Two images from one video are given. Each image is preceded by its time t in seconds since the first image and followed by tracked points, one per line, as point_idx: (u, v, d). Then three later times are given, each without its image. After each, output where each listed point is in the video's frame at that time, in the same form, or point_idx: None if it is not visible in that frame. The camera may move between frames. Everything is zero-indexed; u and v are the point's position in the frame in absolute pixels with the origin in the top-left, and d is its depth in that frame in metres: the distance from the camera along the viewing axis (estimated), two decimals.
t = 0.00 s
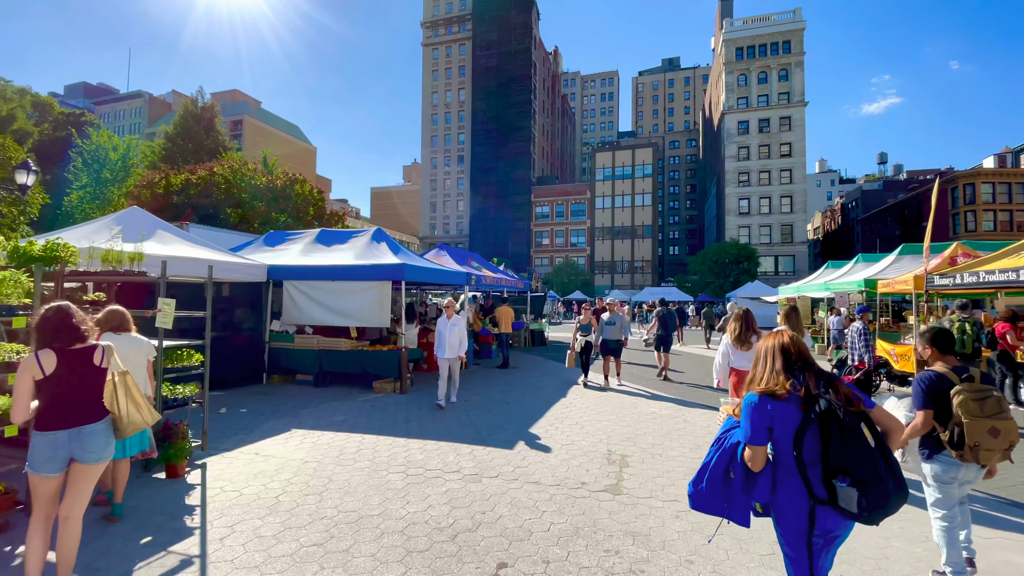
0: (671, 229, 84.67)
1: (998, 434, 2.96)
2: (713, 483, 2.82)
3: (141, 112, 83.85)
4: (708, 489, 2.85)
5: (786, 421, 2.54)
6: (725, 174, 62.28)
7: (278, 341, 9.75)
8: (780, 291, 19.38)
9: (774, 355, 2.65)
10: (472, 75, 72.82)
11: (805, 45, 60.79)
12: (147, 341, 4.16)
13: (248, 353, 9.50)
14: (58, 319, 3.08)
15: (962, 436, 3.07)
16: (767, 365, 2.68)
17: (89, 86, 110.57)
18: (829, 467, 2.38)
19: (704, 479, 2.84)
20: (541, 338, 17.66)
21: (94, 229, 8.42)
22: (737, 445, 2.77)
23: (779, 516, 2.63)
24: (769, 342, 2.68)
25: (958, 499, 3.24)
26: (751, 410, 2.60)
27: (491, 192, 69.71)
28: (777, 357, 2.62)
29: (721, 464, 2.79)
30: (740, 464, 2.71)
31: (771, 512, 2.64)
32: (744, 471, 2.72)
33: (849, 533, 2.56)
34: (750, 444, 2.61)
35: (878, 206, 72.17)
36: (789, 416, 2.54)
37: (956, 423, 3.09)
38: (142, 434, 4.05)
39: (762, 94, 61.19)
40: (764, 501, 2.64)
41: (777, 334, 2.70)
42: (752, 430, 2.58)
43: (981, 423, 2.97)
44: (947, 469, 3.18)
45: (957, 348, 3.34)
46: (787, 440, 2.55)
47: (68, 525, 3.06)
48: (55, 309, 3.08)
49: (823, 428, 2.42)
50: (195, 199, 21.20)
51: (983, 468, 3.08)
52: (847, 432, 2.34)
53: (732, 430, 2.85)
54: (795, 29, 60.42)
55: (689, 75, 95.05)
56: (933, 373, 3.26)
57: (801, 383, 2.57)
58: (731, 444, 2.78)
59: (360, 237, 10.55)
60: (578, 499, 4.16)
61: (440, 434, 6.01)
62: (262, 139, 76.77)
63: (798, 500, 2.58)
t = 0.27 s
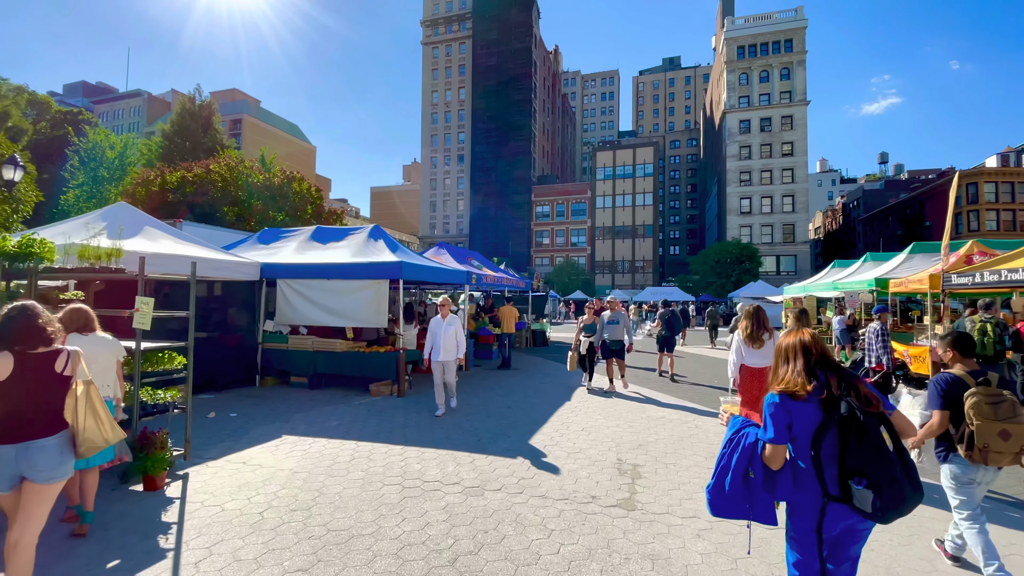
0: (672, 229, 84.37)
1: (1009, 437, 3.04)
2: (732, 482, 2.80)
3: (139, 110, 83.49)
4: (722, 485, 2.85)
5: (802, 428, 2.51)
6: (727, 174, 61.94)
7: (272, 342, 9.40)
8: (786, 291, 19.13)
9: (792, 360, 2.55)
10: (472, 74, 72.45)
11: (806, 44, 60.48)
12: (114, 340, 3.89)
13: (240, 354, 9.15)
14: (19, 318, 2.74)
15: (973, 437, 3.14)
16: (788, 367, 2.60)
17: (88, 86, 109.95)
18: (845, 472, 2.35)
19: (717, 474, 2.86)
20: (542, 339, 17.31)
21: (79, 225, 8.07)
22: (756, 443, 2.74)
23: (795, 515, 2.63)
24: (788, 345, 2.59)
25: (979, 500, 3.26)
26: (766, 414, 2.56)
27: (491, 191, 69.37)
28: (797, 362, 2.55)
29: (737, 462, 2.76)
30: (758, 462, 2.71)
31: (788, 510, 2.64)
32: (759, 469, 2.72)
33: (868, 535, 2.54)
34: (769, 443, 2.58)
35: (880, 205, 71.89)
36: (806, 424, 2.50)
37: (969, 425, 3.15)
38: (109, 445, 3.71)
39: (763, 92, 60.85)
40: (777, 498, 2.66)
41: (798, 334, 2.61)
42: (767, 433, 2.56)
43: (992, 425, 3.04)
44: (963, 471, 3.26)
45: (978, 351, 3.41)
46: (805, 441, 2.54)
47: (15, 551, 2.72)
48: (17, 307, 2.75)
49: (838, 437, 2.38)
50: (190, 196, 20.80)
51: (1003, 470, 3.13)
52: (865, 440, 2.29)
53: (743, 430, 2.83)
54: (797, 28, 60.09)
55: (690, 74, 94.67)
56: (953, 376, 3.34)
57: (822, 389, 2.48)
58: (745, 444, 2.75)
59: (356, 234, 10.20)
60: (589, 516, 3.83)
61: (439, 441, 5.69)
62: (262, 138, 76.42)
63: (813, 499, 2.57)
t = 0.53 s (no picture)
0: (672, 228, 84.02)
1: None
2: (757, 483, 2.55)
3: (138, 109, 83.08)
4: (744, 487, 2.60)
5: (842, 419, 2.39)
6: (728, 173, 61.53)
7: (265, 343, 9.05)
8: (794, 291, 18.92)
9: (824, 353, 2.47)
10: (472, 73, 72.02)
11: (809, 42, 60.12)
12: (79, 341, 3.57)
13: (231, 356, 8.79)
14: None
15: (1003, 430, 3.10)
16: (815, 365, 2.53)
17: (87, 85, 109.39)
18: (898, 463, 2.20)
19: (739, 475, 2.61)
20: (545, 339, 16.94)
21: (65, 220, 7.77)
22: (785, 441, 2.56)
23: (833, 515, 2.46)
24: (817, 337, 2.52)
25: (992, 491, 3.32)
26: (804, 409, 2.42)
27: (491, 191, 69.00)
28: (828, 354, 2.48)
29: (763, 458, 2.53)
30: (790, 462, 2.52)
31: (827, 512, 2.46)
32: (786, 467, 2.51)
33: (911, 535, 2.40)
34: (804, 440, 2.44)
35: (881, 205, 71.53)
36: (846, 416, 2.39)
37: (999, 418, 3.10)
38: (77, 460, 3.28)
39: (765, 91, 60.45)
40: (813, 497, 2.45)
41: (819, 326, 2.57)
42: (805, 427, 2.42)
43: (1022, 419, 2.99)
44: (988, 466, 3.22)
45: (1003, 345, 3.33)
46: (843, 435, 2.41)
47: None
48: None
49: (886, 426, 2.26)
50: (186, 194, 20.44)
51: None
52: (918, 425, 2.18)
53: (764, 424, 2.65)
54: (799, 26, 59.73)
55: (691, 73, 94.25)
56: (979, 369, 3.20)
57: (857, 380, 2.42)
58: (771, 440, 2.53)
59: (354, 231, 9.84)
60: (605, 537, 3.48)
61: (439, 450, 5.34)
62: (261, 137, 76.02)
63: (856, 498, 2.41)
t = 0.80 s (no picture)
0: (673, 228, 83.65)
1: None
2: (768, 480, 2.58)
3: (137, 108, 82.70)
4: (756, 487, 2.62)
5: (861, 426, 2.39)
6: (730, 172, 61.11)
7: (257, 345, 8.66)
8: (803, 290, 18.60)
9: (844, 358, 2.45)
10: (472, 71, 71.56)
11: (811, 41, 59.73)
12: (30, 347, 3.42)
13: (221, 359, 8.47)
14: None
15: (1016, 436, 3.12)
16: (832, 374, 2.51)
17: (86, 84, 109.00)
18: (918, 469, 2.24)
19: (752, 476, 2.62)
20: (547, 340, 16.61)
21: (42, 218, 7.32)
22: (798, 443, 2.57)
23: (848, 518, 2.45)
24: (836, 342, 2.50)
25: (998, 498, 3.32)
26: (821, 415, 2.42)
27: (490, 190, 68.62)
28: (846, 361, 2.46)
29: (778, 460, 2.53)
30: (801, 461, 2.53)
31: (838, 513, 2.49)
32: (800, 468, 2.53)
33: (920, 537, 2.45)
34: (818, 443, 2.47)
35: (883, 204, 71.16)
36: (865, 423, 2.38)
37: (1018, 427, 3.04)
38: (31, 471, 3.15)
39: (767, 90, 60.04)
40: (828, 501, 2.47)
41: (837, 330, 2.56)
42: (822, 431, 2.42)
43: None
44: (997, 473, 3.25)
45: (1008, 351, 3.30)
46: (860, 440, 2.42)
47: None
48: None
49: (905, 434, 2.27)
50: (182, 192, 20.12)
51: None
52: (937, 432, 2.21)
53: (778, 426, 2.65)
54: (801, 24, 59.29)
55: (692, 72, 93.80)
56: (996, 379, 3.08)
57: (876, 388, 2.42)
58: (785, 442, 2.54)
59: (349, 229, 9.49)
60: (623, 567, 3.11)
61: (437, 461, 4.97)
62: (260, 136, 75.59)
63: (872, 505, 2.42)
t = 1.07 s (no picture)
0: (673, 227, 83.28)
1: None
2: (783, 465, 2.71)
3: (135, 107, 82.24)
4: (774, 470, 2.75)
5: (882, 416, 2.49)
6: (731, 170, 60.73)
7: (246, 345, 8.31)
8: (807, 287, 18.25)
9: (868, 349, 2.57)
10: (472, 70, 71.17)
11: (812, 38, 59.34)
12: None
13: (210, 360, 8.14)
14: None
15: None
16: (854, 365, 2.62)
17: (84, 82, 108.37)
18: (946, 457, 2.25)
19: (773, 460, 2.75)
20: (547, 339, 16.24)
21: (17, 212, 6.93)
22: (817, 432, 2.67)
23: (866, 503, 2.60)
24: (863, 334, 2.62)
25: None
26: (843, 402, 2.53)
27: (490, 189, 68.23)
28: (872, 352, 2.58)
29: (795, 444, 2.67)
30: (818, 449, 2.63)
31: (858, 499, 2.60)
32: (819, 454, 2.64)
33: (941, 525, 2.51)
34: (836, 433, 2.57)
35: (884, 203, 70.83)
36: (887, 412, 2.48)
37: None
38: None
39: (768, 88, 59.69)
40: (845, 486, 2.58)
41: (863, 323, 2.68)
42: (841, 419, 2.55)
43: None
44: None
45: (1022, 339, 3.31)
46: (883, 431, 2.52)
47: None
48: None
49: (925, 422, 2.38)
50: (175, 188, 19.74)
51: None
52: (965, 422, 2.24)
53: (802, 414, 2.77)
54: (803, 22, 58.95)
55: (692, 70, 93.33)
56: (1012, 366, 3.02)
57: (899, 380, 2.52)
58: (805, 428, 2.68)
59: (344, 224, 9.11)
60: None
61: (433, 470, 4.61)
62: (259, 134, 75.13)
63: (892, 490, 2.53)
